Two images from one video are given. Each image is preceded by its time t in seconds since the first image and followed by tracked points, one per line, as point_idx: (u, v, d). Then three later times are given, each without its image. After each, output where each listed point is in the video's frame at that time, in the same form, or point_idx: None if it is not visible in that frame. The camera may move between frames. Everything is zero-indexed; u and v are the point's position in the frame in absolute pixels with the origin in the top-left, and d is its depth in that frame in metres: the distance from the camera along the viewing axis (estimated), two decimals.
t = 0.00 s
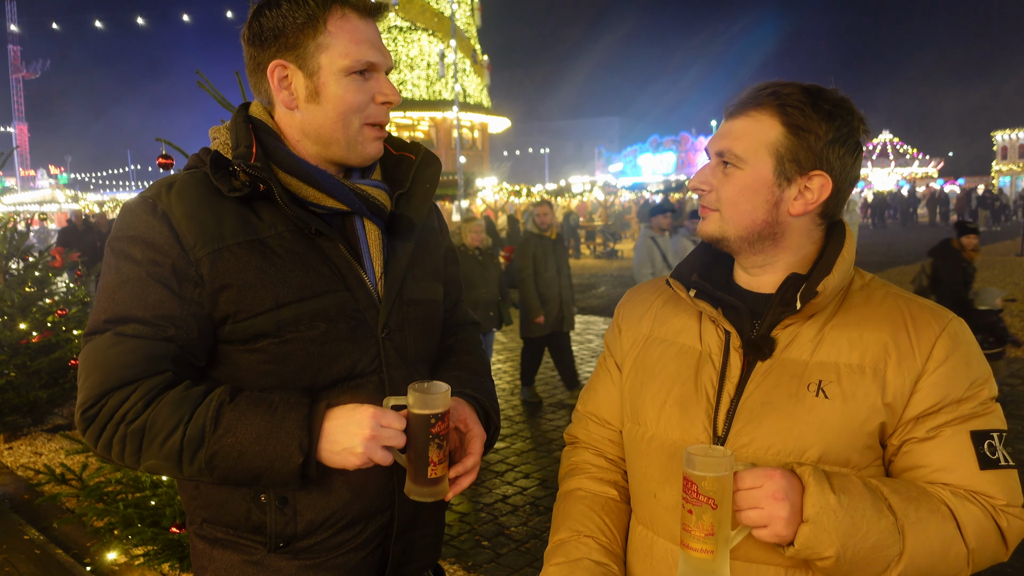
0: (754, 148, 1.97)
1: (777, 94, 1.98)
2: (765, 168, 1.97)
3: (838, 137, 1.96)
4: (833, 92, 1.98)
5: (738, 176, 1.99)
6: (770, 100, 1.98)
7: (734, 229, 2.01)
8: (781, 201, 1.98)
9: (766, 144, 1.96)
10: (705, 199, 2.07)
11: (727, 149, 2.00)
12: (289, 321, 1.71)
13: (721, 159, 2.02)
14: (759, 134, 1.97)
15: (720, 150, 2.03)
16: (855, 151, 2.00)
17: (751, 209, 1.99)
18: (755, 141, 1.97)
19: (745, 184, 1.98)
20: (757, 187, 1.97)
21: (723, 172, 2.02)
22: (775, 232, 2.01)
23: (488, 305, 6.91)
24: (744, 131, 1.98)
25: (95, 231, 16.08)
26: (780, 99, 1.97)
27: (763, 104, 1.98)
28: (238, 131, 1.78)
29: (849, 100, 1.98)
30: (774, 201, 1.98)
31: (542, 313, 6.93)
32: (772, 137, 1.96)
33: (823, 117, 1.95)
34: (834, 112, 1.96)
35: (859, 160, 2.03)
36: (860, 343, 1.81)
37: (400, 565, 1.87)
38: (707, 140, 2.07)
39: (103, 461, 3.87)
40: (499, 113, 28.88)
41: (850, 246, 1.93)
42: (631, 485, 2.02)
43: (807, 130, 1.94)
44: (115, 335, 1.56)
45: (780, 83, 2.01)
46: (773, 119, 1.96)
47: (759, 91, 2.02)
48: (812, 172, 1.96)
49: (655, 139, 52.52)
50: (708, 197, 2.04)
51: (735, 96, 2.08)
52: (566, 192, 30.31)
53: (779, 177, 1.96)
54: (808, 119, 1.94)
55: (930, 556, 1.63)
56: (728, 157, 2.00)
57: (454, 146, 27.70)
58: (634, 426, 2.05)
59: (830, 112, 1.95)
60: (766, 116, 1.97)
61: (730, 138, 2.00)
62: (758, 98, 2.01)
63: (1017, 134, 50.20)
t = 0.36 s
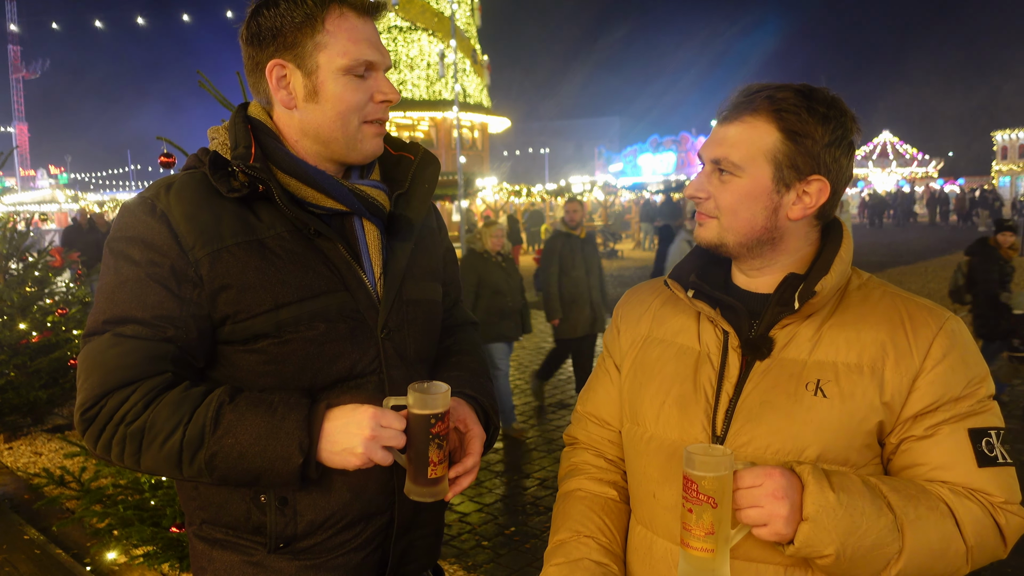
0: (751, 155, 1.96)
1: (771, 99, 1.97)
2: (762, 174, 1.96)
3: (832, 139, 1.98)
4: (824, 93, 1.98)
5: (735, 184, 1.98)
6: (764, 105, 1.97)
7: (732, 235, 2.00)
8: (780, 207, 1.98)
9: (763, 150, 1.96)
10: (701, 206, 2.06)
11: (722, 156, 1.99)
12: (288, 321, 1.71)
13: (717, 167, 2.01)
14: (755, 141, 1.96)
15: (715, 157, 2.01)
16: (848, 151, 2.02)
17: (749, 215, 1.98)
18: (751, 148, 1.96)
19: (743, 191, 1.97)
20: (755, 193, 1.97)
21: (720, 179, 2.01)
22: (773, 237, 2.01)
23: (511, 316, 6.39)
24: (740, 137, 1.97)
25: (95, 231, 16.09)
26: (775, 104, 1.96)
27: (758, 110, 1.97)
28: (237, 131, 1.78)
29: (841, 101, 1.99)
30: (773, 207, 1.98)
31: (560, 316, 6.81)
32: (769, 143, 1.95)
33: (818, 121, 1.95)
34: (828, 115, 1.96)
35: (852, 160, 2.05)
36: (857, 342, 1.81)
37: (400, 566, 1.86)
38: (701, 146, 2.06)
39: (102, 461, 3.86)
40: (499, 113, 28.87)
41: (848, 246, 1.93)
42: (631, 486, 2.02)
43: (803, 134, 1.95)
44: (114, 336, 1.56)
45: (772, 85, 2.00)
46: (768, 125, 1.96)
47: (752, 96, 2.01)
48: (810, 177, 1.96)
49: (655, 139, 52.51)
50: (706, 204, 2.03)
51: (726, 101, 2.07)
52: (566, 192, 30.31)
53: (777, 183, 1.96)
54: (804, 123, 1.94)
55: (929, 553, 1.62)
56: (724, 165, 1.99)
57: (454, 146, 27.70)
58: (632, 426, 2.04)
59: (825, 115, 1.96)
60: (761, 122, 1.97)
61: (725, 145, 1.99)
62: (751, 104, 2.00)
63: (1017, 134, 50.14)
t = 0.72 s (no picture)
0: (750, 152, 1.96)
1: (771, 96, 1.97)
2: (762, 171, 1.96)
3: (831, 136, 1.98)
4: (823, 90, 1.99)
5: (735, 181, 1.98)
6: (764, 102, 1.97)
7: (732, 231, 2.00)
8: (780, 203, 1.98)
9: (763, 147, 1.96)
10: (701, 203, 2.06)
11: (722, 153, 1.99)
12: (287, 321, 1.71)
13: (717, 164, 2.01)
14: (755, 138, 1.96)
15: (715, 154, 2.01)
16: (848, 149, 2.03)
17: (750, 212, 1.98)
18: (751, 145, 1.96)
19: (743, 188, 1.97)
20: (756, 190, 1.97)
21: (720, 176, 2.00)
22: (773, 233, 2.01)
23: (533, 316, 6.13)
24: (740, 134, 1.97)
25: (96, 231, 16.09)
26: (775, 101, 1.96)
27: (758, 107, 1.97)
28: (237, 131, 1.78)
29: (840, 99, 2.00)
30: (772, 204, 1.98)
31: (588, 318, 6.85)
32: (768, 140, 1.96)
33: (817, 117, 1.96)
34: (827, 112, 1.97)
35: (851, 158, 2.05)
36: (854, 341, 1.81)
37: (398, 565, 1.86)
38: (700, 142, 2.06)
39: (103, 461, 3.86)
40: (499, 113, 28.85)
41: (845, 245, 1.93)
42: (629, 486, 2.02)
43: (802, 131, 1.95)
44: (113, 335, 1.56)
45: (772, 83, 2.00)
46: (768, 122, 1.96)
47: (752, 94, 2.01)
48: (809, 173, 1.97)
49: (655, 139, 52.49)
50: (705, 201, 2.03)
51: (726, 98, 2.07)
52: (566, 192, 30.29)
53: (777, 179, 1.96)
54: (803, 120, 1.95)
55: (928, 553, 1.62)
56: (725, 161, 1.99)
57: (454, 147, 27.71)
58: (631, 426, 2.04)
59: (824, 112, 1.97)
60: (761, 119, 1.97)
61: (726, 142, 1.99)
62: (751, 101, 2.00)
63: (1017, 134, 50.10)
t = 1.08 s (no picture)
0: (750, 152, 1.97)
1: (769, 97, 1.98)
2: (762, 171, 1.97)
3: (829, 135, 1.99)
4: (819, 90, 2.00)
5: (735, 181, 1.98)
6: (762, 102, 1.98)
7: (732, 231, 2.00)
8: (780, 203, 1.99)
9: (762, 147, 1.96)
10: (701, 204, 2.06)
11: (722, 154, 2.00)
12: (288, 320, 1.71)
13: (716, 165, 2.01)
14: (754, 138, 1.97)
15: (714, 155, 2.02)
16: (846, 148, 2.04)
17: (750, 212, 1.99)
18: (751, 145, 1.97)
19: (744, 188, 1.98)
20: (756, 190, 1.97)
21: (720, 177, 2.01)
22: (773, 233, 2.01)
23: (558, 324, 6.10)
24: (739, 135, 1.98)
25: (97, 231, 16.10)
26: (772, 101, 1.97)
27: (757, 108, 1.98)
28: (242, 131, 1.79)
29: (836, 98, 2.01)
30: (773, 203, 1.98)
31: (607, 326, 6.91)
32: (767, 140, 1.96)
33: (816, 117, 1.96)
34: (825, 111, 1.98)
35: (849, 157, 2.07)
36: (853, 340, 1.82)
37: (397, 565, 1.87)
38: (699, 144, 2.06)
39: (103, 461, 3.87)
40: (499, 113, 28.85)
41: (843, 245, 1.93)
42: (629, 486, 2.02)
43: (801, 130, 1.96)
44: (115, 330, 1.57)
45: (769, 84, 2.01)
46: (767, 122, 1.97)
47: (749, 94, 2.02)
48: (809, 173, 1.98)
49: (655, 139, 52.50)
50: (705, 202, 2.03)
51: (723, 100, 2.07)
52: (566, 192, 30.29)
53: (777, 179, 1.97)
54: (801, 119, 1.96)
55: (927, 551, 1.63)
56: (724, 162, 1.99)
57: (454, 147, 27.71)
58: (631, 426, 2.05)
59: (821, 111, 1.98)
60: (760, 120, 1.97)
61: (725, 143, 1.99)
62: (749, 102, 2.00)
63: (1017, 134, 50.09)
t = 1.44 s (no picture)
0: (752, 154, 1.97)
1: (767, 97, 1.98)
2: (765, 172, 1.97)
3: (827, 133, 2.00)
4: (814, 89, 2.01)
5: (738, 183, 1.98)
6: (760, 103, 1.98)
7: (737, 234, 2.00)
8: (783, 203, 1.99)
9: (763, 148, 1.96)
10: (703, 207, 2.05)
11: (723, 157, 1.99)
12: (290, 320, 1.71)
13: (718, 167, 2.00)
14: (755, 139, 1.96)
15: (715, 158, 2.01)
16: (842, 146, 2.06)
17: (754, 213, 1.98)
18: (752, 147, 1.97)
19: (747, 190, 1.97)
20: (760, 191, 1.97)
21: (722, 179, 2.00)
22: (777, 234, 2.02)
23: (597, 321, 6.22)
24: (739, 137, 1.98)
25: (98, 231, 16.12)
26: (770, 102, 1.97)
27: (755, 109, 1.98)
28: (248, 131, 1.79)
29: (831, 96, 2.02)
30: (776, 203, 1.98)
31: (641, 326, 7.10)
32: (768, 141, 1.96)
33: (813, 116, 1.98)
34: (822, 109, 1.99)
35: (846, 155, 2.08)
36: (852, 339, 1.82)
37: (398, 565, 1.87)
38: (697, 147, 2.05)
39: (103, 461, 3.86)
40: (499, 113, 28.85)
41: (842, 245, 1.94)
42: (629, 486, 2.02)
43: (801, 130, 1.96)
44: (118, 329, 1.56)
45: (765, 84, 2.00)
46: (766, 123, 1.97)
47: (746, 96, 2.01)
48: (810, 172, 1.99)
49: (654, 139, 52.51)
50: (708, 206, 2.02)
51: (718, 102, 2.07)
52: (565, 192, 30.30)
53: (780, 180, 1.97)
54: (800, 119, 1.96)
55: (925, 549, 1.63)
56: (726, 165, 1.99)
57: (454, 147, 27.72)
58: (631, 426, 2.05)
59: (819, 110, 1.98)
60: (759, 121, 1.97)
61: (725, 145, 1.99)
62: (746, 103, 2.00)
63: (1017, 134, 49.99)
